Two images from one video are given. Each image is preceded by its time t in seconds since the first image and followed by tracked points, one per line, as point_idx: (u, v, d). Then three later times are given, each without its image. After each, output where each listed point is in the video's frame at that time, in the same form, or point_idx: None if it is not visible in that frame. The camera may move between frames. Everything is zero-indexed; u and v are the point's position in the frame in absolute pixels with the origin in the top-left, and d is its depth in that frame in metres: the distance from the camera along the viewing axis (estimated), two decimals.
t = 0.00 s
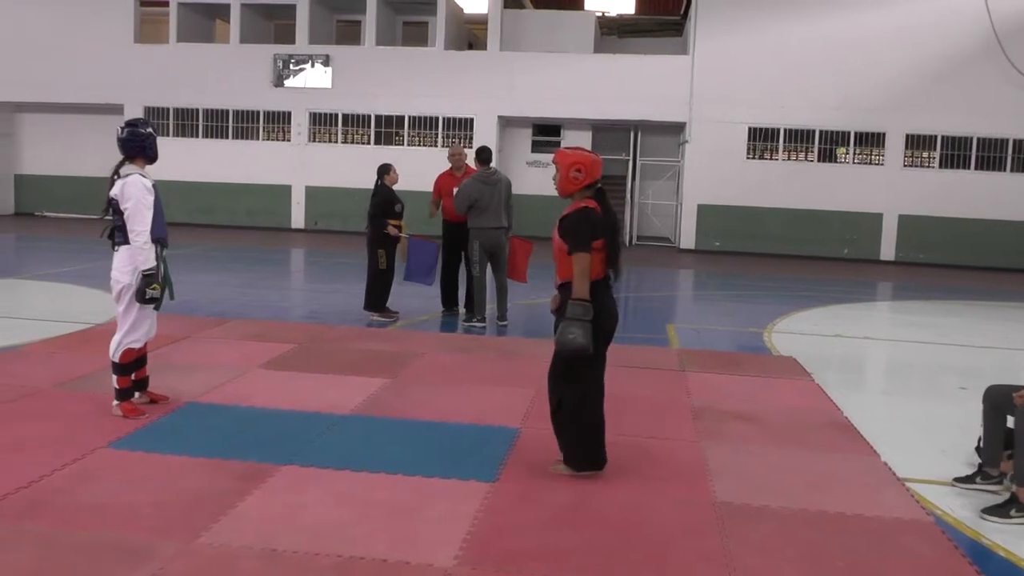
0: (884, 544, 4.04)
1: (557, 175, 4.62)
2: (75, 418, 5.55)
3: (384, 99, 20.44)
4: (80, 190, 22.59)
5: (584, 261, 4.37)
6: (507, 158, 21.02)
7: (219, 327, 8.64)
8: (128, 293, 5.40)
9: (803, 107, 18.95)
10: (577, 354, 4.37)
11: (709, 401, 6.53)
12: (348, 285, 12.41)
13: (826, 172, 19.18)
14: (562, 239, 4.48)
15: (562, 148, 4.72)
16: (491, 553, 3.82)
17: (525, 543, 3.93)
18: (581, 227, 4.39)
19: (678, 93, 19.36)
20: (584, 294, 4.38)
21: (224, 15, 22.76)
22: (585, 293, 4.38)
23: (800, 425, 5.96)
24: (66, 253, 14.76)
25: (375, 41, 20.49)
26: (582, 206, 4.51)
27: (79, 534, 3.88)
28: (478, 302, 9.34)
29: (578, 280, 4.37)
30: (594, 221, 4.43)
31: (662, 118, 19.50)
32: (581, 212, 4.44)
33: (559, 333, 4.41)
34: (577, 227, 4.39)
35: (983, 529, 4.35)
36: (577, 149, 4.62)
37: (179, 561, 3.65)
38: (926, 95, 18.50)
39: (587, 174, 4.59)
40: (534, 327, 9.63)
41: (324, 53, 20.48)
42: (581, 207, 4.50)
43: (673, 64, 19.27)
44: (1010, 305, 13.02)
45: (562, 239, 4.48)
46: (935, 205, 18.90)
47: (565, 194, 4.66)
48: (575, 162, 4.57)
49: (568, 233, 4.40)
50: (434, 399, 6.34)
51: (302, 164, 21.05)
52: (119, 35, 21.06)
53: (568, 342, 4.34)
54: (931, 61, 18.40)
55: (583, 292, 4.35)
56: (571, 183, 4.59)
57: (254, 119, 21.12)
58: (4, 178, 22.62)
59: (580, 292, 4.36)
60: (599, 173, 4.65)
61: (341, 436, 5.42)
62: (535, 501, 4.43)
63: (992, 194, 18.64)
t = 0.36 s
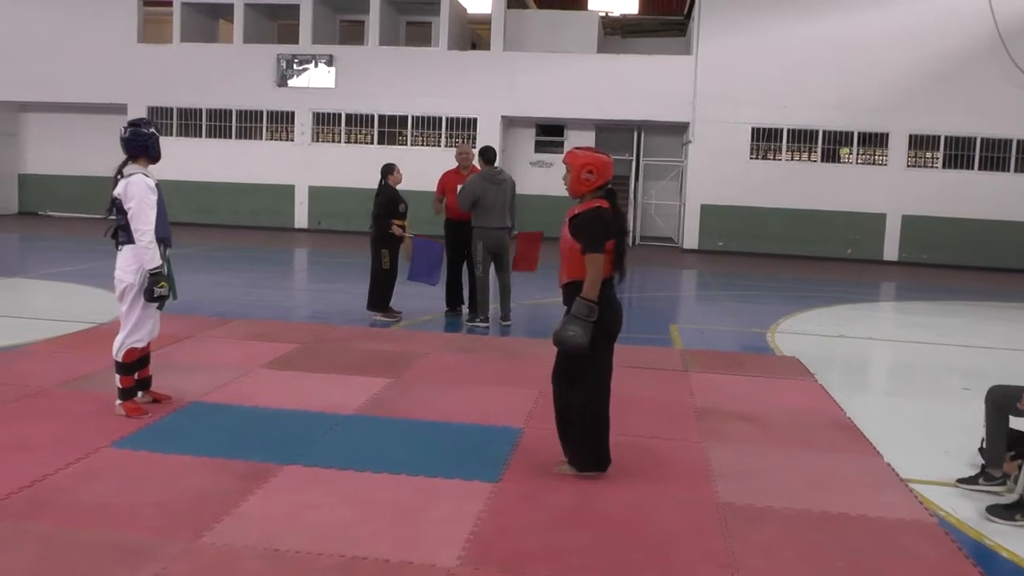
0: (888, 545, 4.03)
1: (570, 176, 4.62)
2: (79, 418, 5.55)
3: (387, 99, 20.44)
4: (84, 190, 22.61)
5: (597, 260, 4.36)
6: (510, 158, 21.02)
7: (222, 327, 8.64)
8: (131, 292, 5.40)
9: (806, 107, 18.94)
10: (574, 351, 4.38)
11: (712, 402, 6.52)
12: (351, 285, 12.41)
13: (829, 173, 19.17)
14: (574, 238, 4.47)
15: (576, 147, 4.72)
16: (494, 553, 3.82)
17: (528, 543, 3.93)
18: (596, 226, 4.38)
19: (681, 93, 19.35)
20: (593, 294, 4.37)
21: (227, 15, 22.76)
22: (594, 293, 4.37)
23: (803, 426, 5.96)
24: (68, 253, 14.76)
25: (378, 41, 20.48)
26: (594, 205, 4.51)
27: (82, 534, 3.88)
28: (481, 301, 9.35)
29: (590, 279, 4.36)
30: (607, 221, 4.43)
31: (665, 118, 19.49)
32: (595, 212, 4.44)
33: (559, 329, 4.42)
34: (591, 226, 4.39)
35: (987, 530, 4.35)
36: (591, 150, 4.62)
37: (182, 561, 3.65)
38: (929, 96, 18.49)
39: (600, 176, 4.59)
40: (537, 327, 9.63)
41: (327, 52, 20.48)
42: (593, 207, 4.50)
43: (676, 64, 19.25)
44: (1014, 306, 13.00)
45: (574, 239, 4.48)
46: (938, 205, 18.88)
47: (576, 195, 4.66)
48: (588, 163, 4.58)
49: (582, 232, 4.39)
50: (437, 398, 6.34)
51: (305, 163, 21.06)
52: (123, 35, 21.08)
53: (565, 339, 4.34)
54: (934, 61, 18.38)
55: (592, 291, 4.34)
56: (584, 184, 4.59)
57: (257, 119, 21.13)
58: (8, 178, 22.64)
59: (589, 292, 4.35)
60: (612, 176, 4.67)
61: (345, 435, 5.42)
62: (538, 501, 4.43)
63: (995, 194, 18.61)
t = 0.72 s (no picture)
0: (890, 546, 4.02)
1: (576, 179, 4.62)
2: (82, 418, 5.56)
3: (390, 99, 20.44)
4: (88, 190, 22.63)
5: (605, 262, 4.35)
6: (513, 159, 21.01)
7: (225, 327, 8.65)
8: (135, 292, 5.40)
9: (810, 108, 18.92)
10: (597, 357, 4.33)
11: (715, 402, 6.52)
12: (355, 285, 12.41)
13: (833, 173, 19.15)
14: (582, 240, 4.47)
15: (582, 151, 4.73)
16: (497, 553, 3.82)
17: (531, 544, 3.92)
18: (604, 228, 4.39)
19: (684, 94, 19.35)
20: (606, 296, 4.35)
21: (231, 15, 22.77)
22: (607, 294, 4.35)
23: (806, 427, 5.94)
24: (72, 253, 14.78)
25: (382, 41, 20.49)
26: (601, 207, 4.51)
27: (85, 533, 3.88)
28: (484, 302, 9.36)
29: (600, 281, 4.34)
30: (614, 223, 4.43)
31: (667, 119, 19.49)
32: (602, 214, 4.45)
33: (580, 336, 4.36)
34: (599, 228, 4.39)
35: (991, 532, 4.34)
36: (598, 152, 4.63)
37: (185, 560, 3.65)
38: (932, 97, 18.47)
39: (607, 179, 4.60)
40: (540, 327, 9.63)
41: (330, 53, 20.48)
42: (601, 208, 4.50)
43: (679, 65, 19.25)
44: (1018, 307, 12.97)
45: (582, 240, 4.48)
46: (942, 206, 18.85)
47: (582, 197, 4.66)
48: (596, 165, 4.58)
49: (591, 233, 4.39)
50: (440, 399, 6.34)
51: (308, 163, 21.06)
52: (126, 35, 21.10)
53: (588, 345, 4.29)
54: (938, 62, 18.35)
55: (605, 293, 4.32)
56: (591, 187, 4.59)
57: (260, 119, 21.13)
58: (11, 178, 22.68)
59: (603, 294, 4.34)
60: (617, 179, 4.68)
61: (348, 436, 5.42)
62: (541, 502, 4.42)
63: (999, 195, 18.59)
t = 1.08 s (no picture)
0: (894, 548, 4.01)
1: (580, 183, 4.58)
2: (85, 417, 5.55)
3: (395, 99, 20.45)
4: (92, 189, 22.65)
5: (616, 269, 4.36)
6: (518, 159, 21.01)
7: (229, 326, 8.65)
8: (139, 291, 5.40)
9: (814, 108, 18.90)
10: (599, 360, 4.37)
11: (719, 403, 6.51)
12: (358, 285, 12.41)
13: (837, 174, 19.13)
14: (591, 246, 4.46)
15: (586, 151, 4.69)
16: (500, 554, 3.81)
17: (534, 545, 3.92)
18: (614, 232, 4.38)
19: (688, 94, 19.35)
20: (613, 301, 4.38)
21: (235, 14, 22.78)
22: (614, 300, 4.39)
23: (810, 428, 5.93)
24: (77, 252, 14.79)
25: (386, 41, 20.51)
26: (611, 212, 4.50)
27: (88, 533, 3.87)
28: (488, 302, 9.35)
29: (610, 287, 4.36)
30: (625, 228, 4.43)
31: (672, 119, 19.47)
32: (611, 219, 4.44)
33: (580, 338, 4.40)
34: (609, 234, 4.39)
35: (995, 534, 4.33)
36: (595, 155, 4.60)
37: (187, 560, 3.64)
38: (937, 98, 18.44)
39: (609, 180, 4.58)
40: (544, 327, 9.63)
41: (335, 52, 20.50)
42: (612, 213, 4.49)
43: (683, 65, 19.24)
44: (1021, 309, 12.95)
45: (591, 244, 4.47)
46: (946, 208, 18.82)
47: (588, 201, 4.63)
48: (598, 168, 4.55)
49: (601, 239, 4.39)
50: (444, 399, 6.33)
51: (313, 163, 21.07)
52: (131, 34, 21.13)
53: (591, 348, 4.34)
54: (942, 63, 18.34)
55: (612, 299, 4.36)
56: (595, 191, 4.56)
57: (265, 118, 21.15)
58: (16, 176, 22.73)
59: (610, 300, 4.37)
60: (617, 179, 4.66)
61: (351, 436, 5.41)
62: (545, 503, 4.42)
63: (1004, 196, 18.56)
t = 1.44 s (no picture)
0: (897, 547, 4.01)
1: (568, 197, 4.61)
2: (87, 416, 5.56)
3: (396, 98, 20.45)
4: (94, 189, 22.67)
5: (617, 266, 4.34)
6: (520, 158, 21.00)
7: (231, 325, 8.65)
8: (139, 290, 5.39)
9: (817, 107, 18.89)
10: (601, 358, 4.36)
11: (720, 402, 6.51)
12: (360, 284, 12.41)
13: (839, 173, 19.12)
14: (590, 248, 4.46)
15: (575, 160, 4.70)
16: (502, 553, 3.82)
17: (535, 543, 3.92)
18: (611, 231, 4.38)
19: (690, 93, 19.35)
20: (614, 298, 4.35)
21: (237, 14, 22.79)
22: (616, 296, 4.36)
23: (812, 427, 5.93)
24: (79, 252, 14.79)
25: (388, 40, 20.51)
26: (608, 211, 4.49)
27: (91, 532, 3.89)
28: (490, 300, 9.35)
29: (611, 284, 4.35)
30: (623, 225, 4.42)
31: (673, 118, 19.47)
32: (604, 219, 4.44)
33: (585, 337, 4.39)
34: (606, 231, 4.38)
35: (997, 533, 4.33)
36: (576, 165, 4.62)
37: (189, 560, 3.65)
38: (939, 97, 18.42)
39: (596, 185, 4.60)
40: (546, 326, 9.63)
41: (337, 51, 20.50)
42: (607, 211, 4.49)
43: (685, 64, 19.23)
44: None
45: (591, 244, 4.46)
46: (949, 207, 18.80)
47: (583, 208, 4.63)
48: (584, 176, 4.57)
49: (599, 239, 4.39)
50: (446, 398, 6.33)
51: (315, 162, 21.08)
52: (133, 34, 21.15)
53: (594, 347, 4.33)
54: (944, 63, 18.33)
55: (614, 295, 4.33)
56: (586, 199, 4.58)
57: (267, 118, 21.16)
58: (19, 175, 22.75)
59: (611, 297, 4.34)
60: (603, 182, 4.68)
61: (352, 435, 5.41)
62: (546, 502, 4.42)
63: (1007, 194, 18.54)
